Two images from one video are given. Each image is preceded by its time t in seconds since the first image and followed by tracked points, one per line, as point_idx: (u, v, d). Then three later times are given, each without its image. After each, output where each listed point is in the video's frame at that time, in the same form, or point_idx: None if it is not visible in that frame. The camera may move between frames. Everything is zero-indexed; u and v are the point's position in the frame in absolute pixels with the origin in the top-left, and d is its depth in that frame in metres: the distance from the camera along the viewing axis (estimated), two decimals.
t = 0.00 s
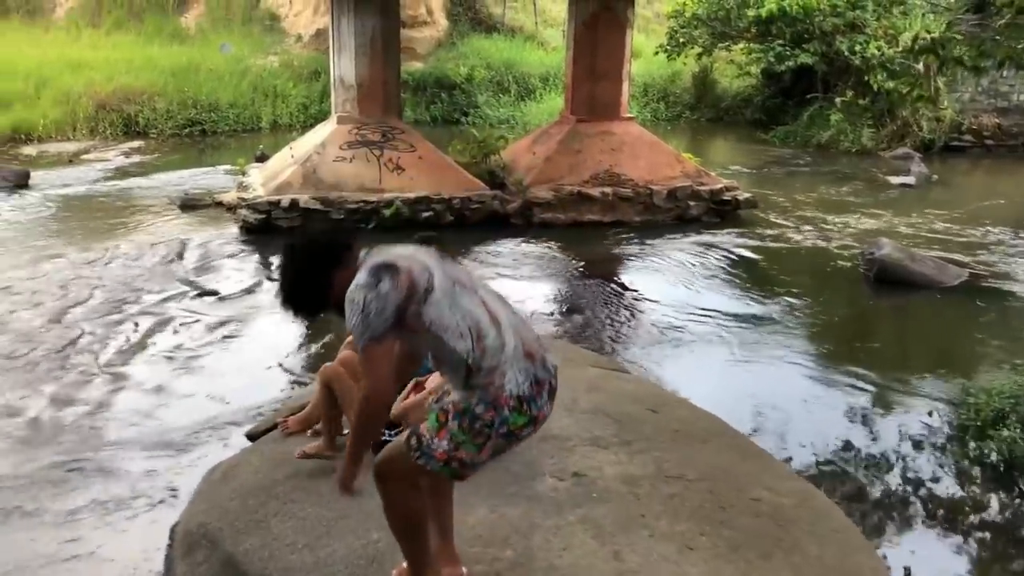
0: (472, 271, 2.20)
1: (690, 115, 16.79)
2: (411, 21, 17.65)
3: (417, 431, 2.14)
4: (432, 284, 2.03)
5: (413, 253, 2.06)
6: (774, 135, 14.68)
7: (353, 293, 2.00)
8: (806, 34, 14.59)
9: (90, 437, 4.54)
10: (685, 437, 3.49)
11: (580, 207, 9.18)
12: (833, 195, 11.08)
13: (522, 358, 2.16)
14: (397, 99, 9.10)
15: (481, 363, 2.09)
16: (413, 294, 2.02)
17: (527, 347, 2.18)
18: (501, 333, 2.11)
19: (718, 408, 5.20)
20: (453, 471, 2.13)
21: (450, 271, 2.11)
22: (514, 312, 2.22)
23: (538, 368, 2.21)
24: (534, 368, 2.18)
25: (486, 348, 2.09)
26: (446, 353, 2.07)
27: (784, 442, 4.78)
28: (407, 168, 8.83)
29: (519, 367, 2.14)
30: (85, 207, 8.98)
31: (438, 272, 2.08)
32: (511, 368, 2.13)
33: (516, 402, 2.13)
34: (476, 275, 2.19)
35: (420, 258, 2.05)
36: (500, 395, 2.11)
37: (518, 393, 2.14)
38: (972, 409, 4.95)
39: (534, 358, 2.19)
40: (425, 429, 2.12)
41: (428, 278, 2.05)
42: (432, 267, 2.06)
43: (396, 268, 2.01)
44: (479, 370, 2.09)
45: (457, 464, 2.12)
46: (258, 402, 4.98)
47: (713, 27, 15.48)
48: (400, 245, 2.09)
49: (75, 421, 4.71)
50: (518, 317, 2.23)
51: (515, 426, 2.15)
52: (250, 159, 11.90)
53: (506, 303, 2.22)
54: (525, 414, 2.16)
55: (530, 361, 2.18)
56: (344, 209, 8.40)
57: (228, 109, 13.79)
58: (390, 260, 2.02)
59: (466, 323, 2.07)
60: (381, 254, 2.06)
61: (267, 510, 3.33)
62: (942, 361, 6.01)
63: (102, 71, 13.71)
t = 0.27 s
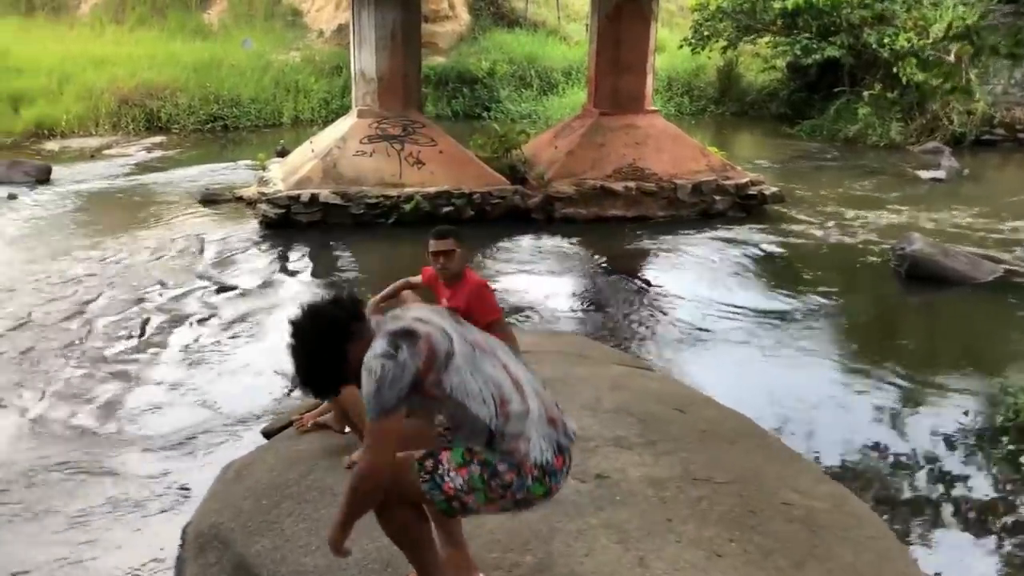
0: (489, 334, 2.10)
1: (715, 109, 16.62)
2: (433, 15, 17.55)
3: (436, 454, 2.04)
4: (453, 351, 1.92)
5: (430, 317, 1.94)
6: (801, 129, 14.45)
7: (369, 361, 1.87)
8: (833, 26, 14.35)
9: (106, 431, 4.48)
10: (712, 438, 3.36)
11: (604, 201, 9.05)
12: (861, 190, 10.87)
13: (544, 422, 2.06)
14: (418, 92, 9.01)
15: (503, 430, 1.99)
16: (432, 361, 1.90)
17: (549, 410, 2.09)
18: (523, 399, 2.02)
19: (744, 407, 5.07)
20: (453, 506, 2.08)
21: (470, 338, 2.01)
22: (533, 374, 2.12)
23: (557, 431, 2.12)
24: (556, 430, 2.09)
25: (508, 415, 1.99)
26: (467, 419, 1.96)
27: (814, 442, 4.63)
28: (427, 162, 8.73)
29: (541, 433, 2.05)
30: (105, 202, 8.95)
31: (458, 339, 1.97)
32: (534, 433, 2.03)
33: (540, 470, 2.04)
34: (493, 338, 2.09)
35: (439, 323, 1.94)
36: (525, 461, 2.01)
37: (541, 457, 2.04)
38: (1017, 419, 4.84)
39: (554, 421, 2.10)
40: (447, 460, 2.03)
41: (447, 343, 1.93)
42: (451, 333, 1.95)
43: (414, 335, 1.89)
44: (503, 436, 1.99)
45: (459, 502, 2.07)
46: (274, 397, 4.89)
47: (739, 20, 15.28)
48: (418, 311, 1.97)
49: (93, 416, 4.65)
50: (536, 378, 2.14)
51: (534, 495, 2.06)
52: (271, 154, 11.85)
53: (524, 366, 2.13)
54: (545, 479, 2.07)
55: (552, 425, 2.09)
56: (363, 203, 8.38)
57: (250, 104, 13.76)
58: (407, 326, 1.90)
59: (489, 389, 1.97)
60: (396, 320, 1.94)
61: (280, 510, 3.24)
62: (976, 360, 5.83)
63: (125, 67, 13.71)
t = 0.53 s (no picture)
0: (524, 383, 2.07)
1: (754, 98, 16.37)
2: (468, 3, 17.45)
3: (468, 483, 1.94)
4: (497, 390, 1.88)
5: (475, 354, 1.91)
6: (842, 118, 14.17)
7: (411, 386, 1.77)
8: (878, 12, 14.04)
9: (133, 417, 4.43)
10: (752, 433, 3.22)
11: (639, 189, 8.88)
12: (904, 180, 10.59)
13: (568, 481, 2.04)
14: (451, 79, 8.90)
15: (530, 482, 1.96)
16: (475, 398, 1.86)
17: (573, 470, 2.07)
18: (554, 454, 2.00)
19: (784, 400, 4.90)
20: (461, 542, 1.98)
21: (511, 384, 1.97)
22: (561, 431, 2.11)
23: (576, 494, 2.10)
24: (575, 493, 2.08)
25: (537, 468, 1.97)
26: (498, 463, 1.92)
27: (857, 438, 4.46)
28: (460, 149, 8.62)
29: (565, 493, 2.03)
30: (138, 188, 8.95)
31: (500, 382, 1.93)
32: (557, 491, 2.01)
33: (557, 531, 2.02)
34: (530, 387, 2.06)
35: (483, 361, 1.90)
36: (547, 521, 1.99)
37: (560, 517, 2.02)
38: None
39: (575, 483, 2.09)
40: (479, 498, 1.95)
41: (491, 384, 1.89)
42: (495, 374, 1.92)
43: (461, 367, 1.84)
44: (531, 488, 1.96)
45: (467, 540, 1.98)
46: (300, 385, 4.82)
47: (779, 7, 15.01)
48: (461, 347, 1.91)
49: (119, 402, 4.61)
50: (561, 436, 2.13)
51: (541, 557, 2.03)
52: (304, 141, 11.82)
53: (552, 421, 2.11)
54: (559, 541, 2.04)
55: (573, 486, 2.07)
56: (395, 190, 8.29)
57: (284, 92, 13.75)
58: (454, 358, 1.85)
59: (525, 437, 1.94)
60: (440, 350, 1.87)
61: (303, 500, 3.16)
62: None
63: (161, 54, 13.76)
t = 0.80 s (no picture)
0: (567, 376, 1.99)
1: (802, 87, 15.99)
2: None
3: (484, 474, 1.87)
4: (536, 369, 1.81)
5: (522, 332, 1.85)
6: (893, 109, 13.78)
7: (450, 347, 1.75)
8: None
9: (159, 397, 4.37)
10: (796, 428, 3.05)
11: (682, 177, 8.67)
12: (958, 171, 10.24)
13: (595, 482, 1.91)
14: (491, 63, 8.77)
15: (556, 472, 1.84)
16: (512, 372, 1.79)
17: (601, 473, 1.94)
18: (585, 450, 1.89)
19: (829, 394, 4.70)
20: (470, 535, 1.90)
21: (553, 369, 1.90)
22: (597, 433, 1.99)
23: (604, 501, 1.96)
24: (601, 498, 1.94)
25: (565, 458, 1.85)
26: (523, 446, 1.82)
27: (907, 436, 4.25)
28: (499, 134, 8.48)
29: (591, 494, 1.90)
30: (176, 170, 8.94)
31: (541, 364, 1.86)
32: (584, 488, 1.88)
33: (576, 533, 1.88)
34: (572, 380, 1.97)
35: (528, 340, 1.84)
36: (566, 518, 1.85)
37: (581, 518, 1.88)
38: None
39: (603, 488, 1.95)
40: (492, 490, 1.85)
41: (532, 363, 1.83)
42: (537, 354, 1.85)
43: (503, 338, 1.79)
44: (553, 478, 1.84)
45: (478, 534, 1.90)
46: (328, 368, 4.71)
47: None
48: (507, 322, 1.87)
49: (148, 381, 4.55)
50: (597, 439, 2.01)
51: (556, 558, 1.89)
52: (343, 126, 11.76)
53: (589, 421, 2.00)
54: (577, 544, 1.90)
55: (600, 490, 1.94)
56: (432, 175, 8.18)
57: (324, 77, 13.71)
58: (498, 329, 1.80)
59: (556, 425, 1.84)
60: (485, 320, 1.83)
61: (324, 487, 3.05)
62: None
63: (203, 38, 13.80)
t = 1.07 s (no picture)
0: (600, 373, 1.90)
1: (839, 80, 15.63)
2: None
3: (501, 469, 1.76)
4: (572, 353, 1.74)
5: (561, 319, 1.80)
6: (932, 101, 13.46)
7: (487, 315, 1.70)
8: None
9: (177, 382, 4.30)
10: (831, 425, 2.90)
11: (713, 167, 8.49)
12: (999, 165, 9.95)
13: (618, 483, 1.80)
14: (521, 51, 8.65)
15: (579, 464, 1.74)
16: (546, 352, 1.71)
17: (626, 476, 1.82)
18: (611, 447, 1.78)
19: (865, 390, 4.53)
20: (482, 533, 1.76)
21: (588, 360, 1.81)
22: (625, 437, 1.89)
23: (626, 509, 1.84)
24: (623, 503, 1.82)
25: (589, 452, 1.75)
26: (547, 431, 1.72)
27: (946, 436, 4.08)
28: (528, 122, 8.35)
29: (612, 494, 1.78)
30: (203, 155, 8.90)
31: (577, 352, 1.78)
32: (606, 487, 1.77)
33: (593, 534, 1.76)
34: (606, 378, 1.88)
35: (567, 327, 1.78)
36: (585, 515, 1.74)
37: (601, 519, 1.76)
38: None
39: (626, 493, 1.84)
40: (511, 486, 1.75)
41: (566, 347, 1.75)
42: (573, 341, 1.77)
43: (540, 316, 1.73)
44: (575, 469, 1.73)
45: (492, 533, 1.76)
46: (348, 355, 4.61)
47: None
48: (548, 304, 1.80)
49: (166, 366, 4.48)
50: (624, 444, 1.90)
51: (572, 561, 1.77)
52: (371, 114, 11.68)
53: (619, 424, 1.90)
54: (594, 548, 1.78)
55: (623, 494, 1.82)
56: (458, 163, 8.07)
57: (354, 65, 13.63)
58: (536, 307, 1.74)
59: (584, 415, 1.74)
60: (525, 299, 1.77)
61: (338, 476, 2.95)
62: None
63: (234, 25, 13.79)
